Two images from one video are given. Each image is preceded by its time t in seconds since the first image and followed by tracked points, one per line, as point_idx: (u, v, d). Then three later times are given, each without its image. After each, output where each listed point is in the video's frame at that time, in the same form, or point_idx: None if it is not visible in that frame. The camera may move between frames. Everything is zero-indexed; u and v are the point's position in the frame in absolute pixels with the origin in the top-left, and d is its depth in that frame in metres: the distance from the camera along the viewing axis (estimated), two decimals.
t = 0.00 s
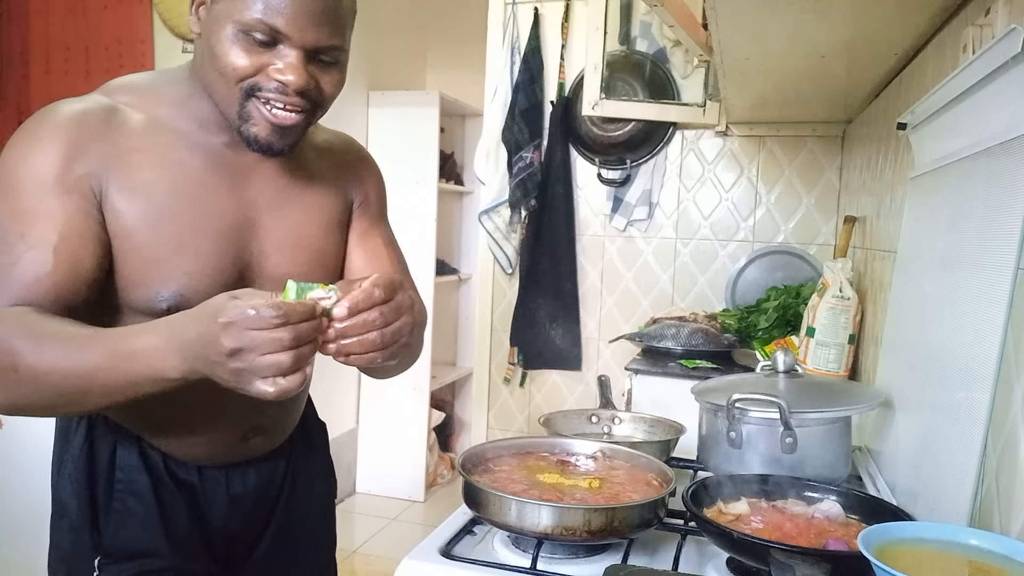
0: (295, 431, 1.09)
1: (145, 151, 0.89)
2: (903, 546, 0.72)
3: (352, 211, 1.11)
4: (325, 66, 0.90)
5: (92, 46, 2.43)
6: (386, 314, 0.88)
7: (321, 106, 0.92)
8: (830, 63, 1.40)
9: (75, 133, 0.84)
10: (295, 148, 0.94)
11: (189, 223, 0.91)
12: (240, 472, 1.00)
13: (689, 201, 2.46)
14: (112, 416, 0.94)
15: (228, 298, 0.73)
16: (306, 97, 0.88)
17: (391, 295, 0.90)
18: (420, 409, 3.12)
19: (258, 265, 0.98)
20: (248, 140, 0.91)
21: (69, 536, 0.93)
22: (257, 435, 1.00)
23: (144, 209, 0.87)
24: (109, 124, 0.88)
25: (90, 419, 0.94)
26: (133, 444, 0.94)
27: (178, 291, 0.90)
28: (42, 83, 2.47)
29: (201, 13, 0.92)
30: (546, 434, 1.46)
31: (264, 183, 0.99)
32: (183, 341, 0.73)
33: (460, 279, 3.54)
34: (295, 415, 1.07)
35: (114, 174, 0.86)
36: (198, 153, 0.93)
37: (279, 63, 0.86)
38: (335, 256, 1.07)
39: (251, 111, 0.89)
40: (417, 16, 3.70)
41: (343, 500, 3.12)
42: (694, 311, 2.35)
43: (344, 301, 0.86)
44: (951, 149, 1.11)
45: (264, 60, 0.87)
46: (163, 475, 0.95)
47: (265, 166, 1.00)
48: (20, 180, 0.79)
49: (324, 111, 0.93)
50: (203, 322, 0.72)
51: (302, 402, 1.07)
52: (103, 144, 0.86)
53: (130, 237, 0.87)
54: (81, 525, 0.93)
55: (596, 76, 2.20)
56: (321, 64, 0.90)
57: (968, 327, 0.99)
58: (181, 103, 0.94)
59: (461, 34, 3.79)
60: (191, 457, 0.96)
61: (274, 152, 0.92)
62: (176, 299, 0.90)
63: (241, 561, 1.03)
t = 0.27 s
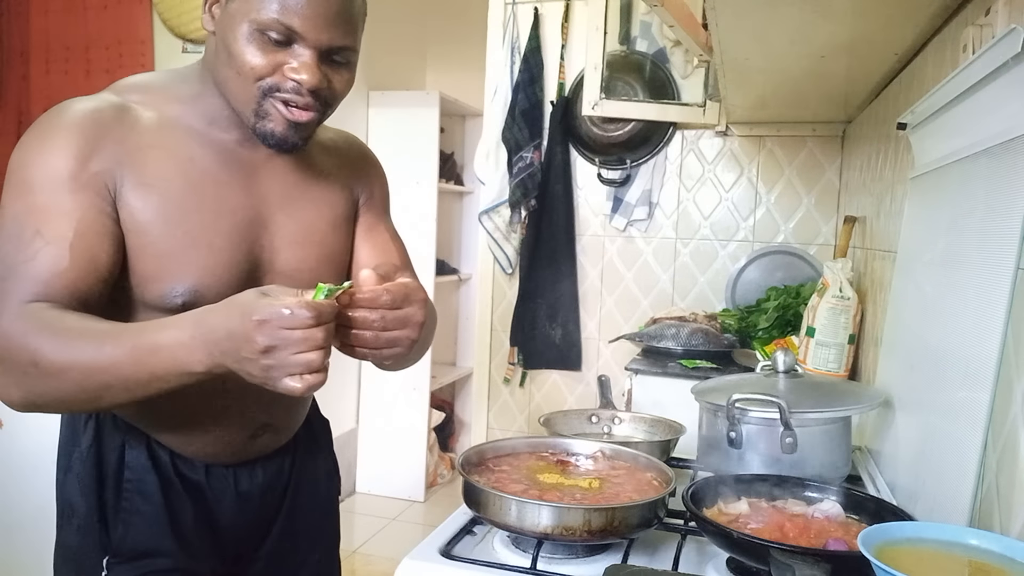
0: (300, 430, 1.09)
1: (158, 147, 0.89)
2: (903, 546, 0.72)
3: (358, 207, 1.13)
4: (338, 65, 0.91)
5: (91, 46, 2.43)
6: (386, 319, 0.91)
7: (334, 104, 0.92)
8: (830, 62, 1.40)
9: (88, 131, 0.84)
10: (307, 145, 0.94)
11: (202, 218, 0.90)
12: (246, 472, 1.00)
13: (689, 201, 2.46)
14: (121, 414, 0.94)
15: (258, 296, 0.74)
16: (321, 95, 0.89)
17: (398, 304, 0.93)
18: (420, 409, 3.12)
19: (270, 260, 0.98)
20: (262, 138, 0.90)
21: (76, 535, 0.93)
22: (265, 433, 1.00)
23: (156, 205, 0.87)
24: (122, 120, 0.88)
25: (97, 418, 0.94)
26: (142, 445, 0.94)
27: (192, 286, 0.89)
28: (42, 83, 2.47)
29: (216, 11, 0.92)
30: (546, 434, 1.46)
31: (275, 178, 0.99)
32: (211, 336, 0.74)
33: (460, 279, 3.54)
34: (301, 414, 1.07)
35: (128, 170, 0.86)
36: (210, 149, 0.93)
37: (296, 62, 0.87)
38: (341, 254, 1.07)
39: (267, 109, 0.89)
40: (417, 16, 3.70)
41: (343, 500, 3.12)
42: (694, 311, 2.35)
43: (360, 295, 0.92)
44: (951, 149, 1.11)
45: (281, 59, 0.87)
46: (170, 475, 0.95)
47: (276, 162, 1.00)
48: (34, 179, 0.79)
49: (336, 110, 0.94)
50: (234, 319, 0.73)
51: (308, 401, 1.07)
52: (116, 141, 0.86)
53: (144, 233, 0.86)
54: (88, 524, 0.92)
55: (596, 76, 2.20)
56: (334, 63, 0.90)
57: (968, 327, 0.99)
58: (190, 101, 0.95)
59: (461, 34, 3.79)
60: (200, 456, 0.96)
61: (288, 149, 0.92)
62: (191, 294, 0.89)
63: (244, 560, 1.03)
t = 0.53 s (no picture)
0: (304, 431, 1.09)
1: (163, 148, 0.89)
2: (904, 546, 0.72)
3: (362, 203, 1.13)
4: (343, 66, 0.91)
5: (91, 46, 2.43)
6: (393, 325, 0.93)
7: (341, 103, 0.92)
8: (830, 63, 1.40)
9: (96, 132, 0.84)
10: (314, 141, 0.95)
11: (209, 219, 0.91)
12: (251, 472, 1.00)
13: (689, 201, 2.46)
14: (126, 414, 0.94)
15: (278, 296, 0.74)
16: (328, 96, 0.89)
17: (409, 310, 0.94)
18: (420, 409, 3.12)
19: (276, 260, 0.98)
20: (270, 135, 0.91)
21: (80, 536, 0.93)
22: (271, 435, 1.01)
23: (164, 206, 0.87)
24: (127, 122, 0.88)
25: (102, 418, 0.94)
26: (147, 445, 0.94)
27: (199, 286, 0.89)
28: (42, 84, 2.48)
29: (223, 11, 0.92)
30: (546, 434, 1.46)
31: (280, 178, 1.00)
32: (228, 338, 0.73)
33: (460, 279, 3.54)
34: (306, 414, 1.07)
35: (135, 171, 0.86)
36: (216, 150, 0.93)
37: (302, 63, 0.87)
38: (345, 253, 1.07)
39: (274, 108, 0.89)
40: (417, 16, 3.69)
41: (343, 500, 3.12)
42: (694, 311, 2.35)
43: (374, 293, 0.93)
44: (951, 149, 1.11)
45: (288, 60, 0.87)
46: (174, 476, 0.95)
47: (281, 160, 1.00)
48: (42, 180, 0.79)
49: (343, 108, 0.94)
50: (256, 318, 0.72)
51: (312, 402, 1.07)
52: (123, 142, 0.86)
53: (151, 234, 0.87)
54: (92, 525, 0.92)
55: (596, 76, 2.20)
56: (340, 65, 0.90)
57: (969, 327, 0.99)
58: (194, 101, 0.95)
59: (461, 35, 3.79)
60: (205, 457, 0.96)
61: (296, 146, 0.92)
62: (199, 294, 0.89)
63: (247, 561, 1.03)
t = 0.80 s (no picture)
0: (305, 431, 1.09)
1: (165, 149, 0.89)
2: (904, 546, 0.72)
3: (363, 202, 1.13)
4: (345, 65, 0.91)
5: (91, 46, 2.44)
6: (396, 322, 0.93)
7: (342, 101, 0.93)
8: (830, 63, 1.40)
9: (98, 132, 0.83)
10: (315, 138, 0.94)
11: (212, 219, 0.91)
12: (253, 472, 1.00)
13: (689, 201, 2.46)
14: (128, 415, 0.94)
15: (281, 294, 0.74)
16: (330, 94, 0.89)
17: (412, 308, 0.94)
18: (420, 409, 3.12)
19: (278, 259, 0.98)
20: (272, 132, 0.91)
21: (82, 536, 0.93)
22: (273, 435, 1.01)
23: (166, 206, 0.87)
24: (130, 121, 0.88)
25: (105, 417, 0.94)
26: (149, 445, 0.94)
27: (202, 286, 0.89)
28: (42, 83, 2.48)
29: (224, 10, 0.92)
30: (546, 434, 1.46)
31: (283, 177, 1.00)
32: (232, 337, 0.73)
33: (460, 279, 3.54)
34: (308, 414, 1.07)
35: (138, 171, 0.86)
36: (218, 149, 0.93)
37: (305, 63, 0.87)
38: (347, 252, 1.07)
39: (276, 106, 0.89)
40: (417, 15, 3.69)
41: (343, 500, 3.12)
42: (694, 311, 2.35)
43: (379, 290, 0.93)
44: (951, 149, 1.11)
45: (290, 59, 0.87)
46: (176, 476, 0.95)
47: (282, 160, 1.00)
48: (44, 181, 0.79)
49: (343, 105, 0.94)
50: (261, 315, 0.72)
51: (314, 401, 1.07)
52: (125, 142, 0.86)
53: (154, 234, 0.87)
54: (95, 525, 0.92)
55: (596, 76, 2.20)
56: (342, 64, 0.91)
57: (969, 327, 0.99)
58: (194, 101, 0.95)
59: (461, 35, 3.79)
60: (207, 457, 0.96)
61: (298, 143, 0.92)
62: (202, 294, 0.89)
63: (248, 560, 1.03)
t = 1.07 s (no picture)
0: (306, 432, 1.09)
1: (166, 149, 0.89)
2: (905, 546, 0.72)
3: (363, 201, 1.13)
4: (344, 64, 0.91)
5: (91, 46, 2.44)
6: (395, 321, 0.93)
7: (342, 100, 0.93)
8: (830, 63, 1.40)
9: (99, 132, 0.83)
10: (315, 136, 0.95)
11: (213, 218, 0.91)
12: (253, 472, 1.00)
13: (689, 201, 2.46)
14: (129, 415, 0.94)
15: (282, 293, 0.74)
16: (329, 93, 0.90)
17: (411, 306, 0.94)
18: (420, 409, 3.12)
19: (279, 258, 0.98)
20: (272, 131, 0.91)
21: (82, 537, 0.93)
22: (274, 434, 1.01)
23: (167, 205, 0.87)
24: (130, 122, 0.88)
25: (105, 418, 0.94)
26: (149, 445, 0.94)
27: (203, 285, 0.89)
28: (42, 83, 2.48)
29: (223, 9, 0.92)
30: (546, 434, 1.46)
31: (282, 177, 1.00)
32: (232, 337, 0.73)
33: (460, 279, 3.54)
34: (309, 414, 1.07)
35: (138, 171, 0.86)
36: (218, 148, 0.94)
37: (305, 62, 0.87)
38: (348, 251, 1.07)
39: (276, 105, 0.89)
40: (417, 15, 3.69)
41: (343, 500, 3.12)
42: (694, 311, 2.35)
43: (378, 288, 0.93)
44: (951, 149, 1.11)
45: (290, 59, 0.87)
46: (177, 476, 0.95)
47: (282, 160, 1.00)
48: (44, 181, 0.79)
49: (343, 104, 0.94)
50: (261, 315, 0.72)
51: (315, 400, 1.07)
52: (126, 142, 0.86)
53: (154, 234, 0.87)
54: (95, 526, 0.92)
55: (596, 76, 2.20)
56: (341, 63, 0.91)
57: (969, 327, 0.99)
58: (194, 100, 0.95)
59: (461, 35, 3.79)
60: (208, 457, 0.96)
61: (297, 142, 0.93)
62: (202, 293, 0.89)
63: (248, 560, 1.03)
